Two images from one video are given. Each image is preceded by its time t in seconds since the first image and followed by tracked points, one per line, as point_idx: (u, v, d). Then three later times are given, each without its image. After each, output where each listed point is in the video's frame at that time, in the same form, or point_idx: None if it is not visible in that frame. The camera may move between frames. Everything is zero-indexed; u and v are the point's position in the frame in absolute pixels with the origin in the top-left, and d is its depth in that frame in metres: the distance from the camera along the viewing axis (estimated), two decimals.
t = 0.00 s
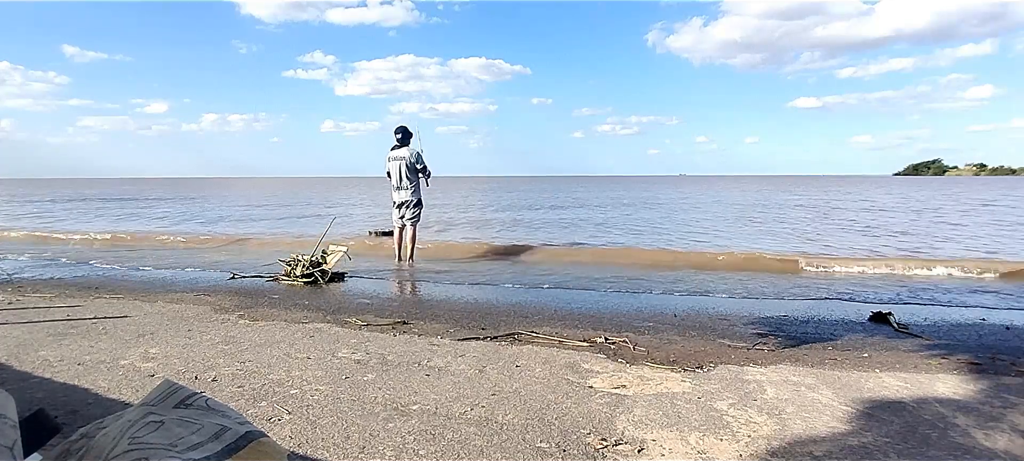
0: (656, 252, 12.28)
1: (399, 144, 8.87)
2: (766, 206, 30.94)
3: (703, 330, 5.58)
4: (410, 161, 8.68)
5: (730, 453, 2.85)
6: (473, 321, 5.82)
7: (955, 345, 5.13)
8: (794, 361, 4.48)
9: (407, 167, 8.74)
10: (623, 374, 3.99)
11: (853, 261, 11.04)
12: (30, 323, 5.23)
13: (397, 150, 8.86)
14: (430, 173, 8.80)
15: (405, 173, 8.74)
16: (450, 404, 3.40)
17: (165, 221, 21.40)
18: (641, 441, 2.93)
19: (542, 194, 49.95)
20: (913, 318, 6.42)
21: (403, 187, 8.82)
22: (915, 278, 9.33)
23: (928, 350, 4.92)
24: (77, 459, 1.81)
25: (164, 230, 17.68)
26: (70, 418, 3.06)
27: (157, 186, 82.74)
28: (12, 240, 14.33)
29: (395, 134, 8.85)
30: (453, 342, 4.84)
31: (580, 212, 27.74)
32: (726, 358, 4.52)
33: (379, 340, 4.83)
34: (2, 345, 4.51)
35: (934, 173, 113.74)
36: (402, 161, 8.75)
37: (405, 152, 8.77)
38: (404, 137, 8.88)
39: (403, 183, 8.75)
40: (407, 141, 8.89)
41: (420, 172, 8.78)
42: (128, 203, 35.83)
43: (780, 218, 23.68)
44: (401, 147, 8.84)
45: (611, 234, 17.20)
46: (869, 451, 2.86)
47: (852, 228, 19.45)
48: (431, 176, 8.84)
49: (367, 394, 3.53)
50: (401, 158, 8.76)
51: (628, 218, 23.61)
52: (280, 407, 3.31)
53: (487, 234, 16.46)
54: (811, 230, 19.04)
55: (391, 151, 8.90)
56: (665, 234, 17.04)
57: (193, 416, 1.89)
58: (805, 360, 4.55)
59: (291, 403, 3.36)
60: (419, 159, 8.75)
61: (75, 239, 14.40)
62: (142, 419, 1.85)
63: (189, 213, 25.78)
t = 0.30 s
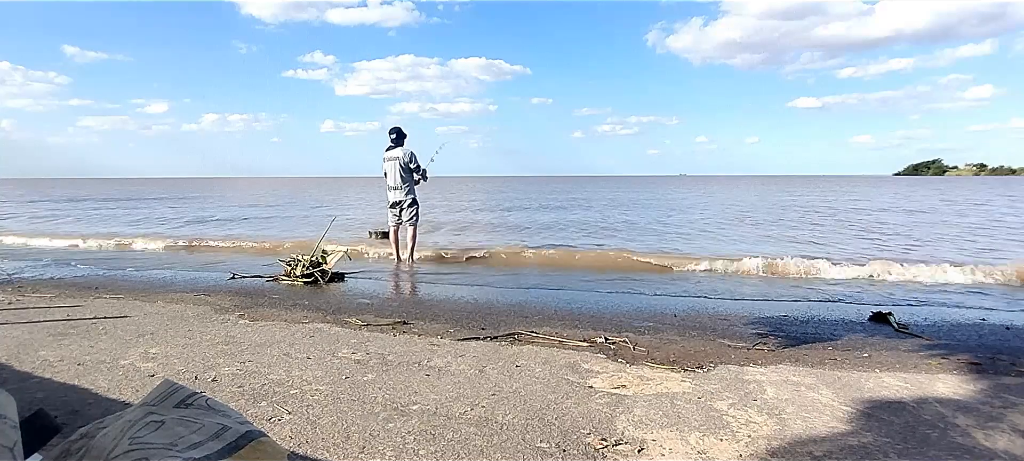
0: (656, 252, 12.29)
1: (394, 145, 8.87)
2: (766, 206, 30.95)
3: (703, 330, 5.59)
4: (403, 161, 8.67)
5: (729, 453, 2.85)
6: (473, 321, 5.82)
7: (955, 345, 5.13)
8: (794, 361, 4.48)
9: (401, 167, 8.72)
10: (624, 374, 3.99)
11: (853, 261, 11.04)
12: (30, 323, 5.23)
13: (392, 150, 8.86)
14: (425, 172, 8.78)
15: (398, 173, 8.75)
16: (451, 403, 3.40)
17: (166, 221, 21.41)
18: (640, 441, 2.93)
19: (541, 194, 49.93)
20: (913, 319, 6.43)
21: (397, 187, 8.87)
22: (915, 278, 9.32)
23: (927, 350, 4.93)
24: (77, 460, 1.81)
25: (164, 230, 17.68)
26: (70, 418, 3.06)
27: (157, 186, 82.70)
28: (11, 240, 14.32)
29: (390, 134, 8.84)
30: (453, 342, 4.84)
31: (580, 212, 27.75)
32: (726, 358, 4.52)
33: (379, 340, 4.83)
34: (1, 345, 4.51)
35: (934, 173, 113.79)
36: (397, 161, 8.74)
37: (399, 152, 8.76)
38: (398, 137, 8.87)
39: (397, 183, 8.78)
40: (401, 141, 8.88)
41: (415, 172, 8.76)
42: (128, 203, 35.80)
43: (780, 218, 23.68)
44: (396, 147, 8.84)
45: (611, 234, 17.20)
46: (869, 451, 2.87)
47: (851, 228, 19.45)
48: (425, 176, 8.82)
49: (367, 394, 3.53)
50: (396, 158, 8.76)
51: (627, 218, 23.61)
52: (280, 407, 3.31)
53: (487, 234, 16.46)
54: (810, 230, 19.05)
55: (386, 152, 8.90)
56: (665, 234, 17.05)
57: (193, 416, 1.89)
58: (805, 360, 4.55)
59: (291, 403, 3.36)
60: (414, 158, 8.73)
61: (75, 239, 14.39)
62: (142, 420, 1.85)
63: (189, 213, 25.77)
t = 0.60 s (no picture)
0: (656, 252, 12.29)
1: (389, 145, 8.86)
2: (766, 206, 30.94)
3: (703, 330, 5.58)
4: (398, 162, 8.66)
5: (730, 453, 2.85)
6: (473, 321, 5.82)
7: (954, 345, 5.13)
8: (794, 361, 4.48)
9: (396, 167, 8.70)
10: (624, 374, 3.99)
11: (853, 261, 11.03)
12: (30, 323, 5.23)
13: (388, 151, 8.86)
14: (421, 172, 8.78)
15: (393, 173, 8.75)
16: (451, 404, 3.40)
17: (165, 221, 21.39)
18: (640, 441, 2.93)
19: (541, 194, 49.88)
20: (913, 319, 6.43)
21: (392, 187, 8.89)
22: (915, 278, 9.32)
23: (927, 350, 4.93)
24: (77, 460, 1.81)
25: (163, 230, 17.65)
26: (70, 418, 3.06)
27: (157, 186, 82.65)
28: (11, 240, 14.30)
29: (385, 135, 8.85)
30: (453, 342, 4.84)
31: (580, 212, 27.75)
32: (726, 358, 4.52)
33: (378, 340, 4.83)
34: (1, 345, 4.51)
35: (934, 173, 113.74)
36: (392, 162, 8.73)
37: (394, 152, 8.74)
38: (394, 138, 8.87)
39: (392, 183, 8.79)
40: (397, 142, 8.88)
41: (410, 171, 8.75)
42: (128, 203, 35.77)
43: (780, 218, 23.67)
44: (392, 147, 8.84)
45: (611, 234, 17.20)
46: (869, 451, 2.87)
47: (851, 228, 19.44)
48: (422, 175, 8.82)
49: (367, 394, 3.53)
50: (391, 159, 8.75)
51: (627, 218, 23.61)
52: (280, 407, 3.31)
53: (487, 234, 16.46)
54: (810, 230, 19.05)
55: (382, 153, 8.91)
56: (665, 234, 17.05)
57: (193, 416, 1.89)
58: (805, 360, 4.55)
59: (291, 403, 3.36)
60: (409, 158, 8.72)
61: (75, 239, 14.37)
62: (142, 419, 1.85)
63: (190, 213, 25.75)
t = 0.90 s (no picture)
0: (656, 252, 12.28)
1: (389, 146, 8.87)
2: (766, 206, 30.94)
3: (703, 330, 5.58)
4: (398, 162, 8.66)
5: (729, 453, 2.85)
6: (473, 321, 5.82)
7: (954, 345, 5.13)
8: (794, 361, 4.48)
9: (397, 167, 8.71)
10: (624, 374, 3.99)
11: (853, 261, 11.03)
12: (30, 323, 5.23)
13: (387, 152, 8.86)
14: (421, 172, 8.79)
15: (392, 173, 8.76)
16: (451, 404, 3.40)
17: (166, 221, 21.38)
18: (640, 441, 2.93)
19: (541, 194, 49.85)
20: (913, 319, 6.43)
21: (392, 187, 8.89)
22: (916, 278, 9.32)
23: (927, 350, 4.93)
24: (77, 460, 1.81)
25: (163, 230, 17.64)
26: (70, 418, 3.06)
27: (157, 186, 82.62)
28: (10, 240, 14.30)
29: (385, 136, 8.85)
30: (453, 342, 4.84)
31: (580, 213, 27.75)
32: (726, 358, 4.52)
33: (379, 340, 4.83)
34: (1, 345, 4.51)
35: (934, 173, 113.73)
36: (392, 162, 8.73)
37: (394, 152, 8.75)
38: (394, 138, 8.88)
39: (392, 183, 8.80)
40: (397, 142, 8.89)
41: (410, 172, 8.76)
42: (128, 203, 35.78)
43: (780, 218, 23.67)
44: (392, 148, 8.85)
45: (611, 234, 17.20)
46: (869, 451, 2.86)
47: (852, 228, 19.43)
48: (422, 175, 8.82)
49: (367, 394, 3.53)
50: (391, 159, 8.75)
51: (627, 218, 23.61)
52: (280, 407, 3.31)
53: (488, 234, 16.46)
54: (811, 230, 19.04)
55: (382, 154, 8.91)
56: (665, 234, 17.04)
57: (192, 416, 1.89)
58: (805, 360, 4.55)
59: (291, 403, 3.36)
60: (409, 158, 8.73)
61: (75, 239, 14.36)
62: (142, 420, 1.85)
63: (190, 213, 25.73)
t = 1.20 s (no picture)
0: (656, 252, 12.28)
1: (392, 147, 8.87)
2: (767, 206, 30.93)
3: (703, 330, 5.58)
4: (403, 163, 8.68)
5: (729, 453, 2.85)
6: (473, 321, 5.82)
7: (955, 344, 5.13)
8: (794, 361, 4.48)
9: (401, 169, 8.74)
10: (624, 374, 3.99)
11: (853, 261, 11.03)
12: (30, 323, 5.22)
13: (391, 153, 8.87)
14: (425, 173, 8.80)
15: (396, 174, 8.78)
16: (451, 403, 3.40)
17: (166, 221, 21.39)
18: (640, 441, 2.93)
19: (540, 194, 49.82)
20: (913, 319, 6.43)
21: (396, 188, 8.89)
22: (916, 278, 9.31)
23: (927, 350, 4.92)
24: (77, 460, 1.81)
25: (163, 230, 17.63)
26: (70, 418, 3.06)
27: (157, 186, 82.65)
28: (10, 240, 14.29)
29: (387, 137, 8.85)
30: (453, 342, 4.84)
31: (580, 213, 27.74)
32: (726, 358, 4.52)
33: (379, 340, 4.83)
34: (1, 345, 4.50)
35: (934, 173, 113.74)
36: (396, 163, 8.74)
37: (398, 154, 8.75)
38: (396, 139, 8.88)
39: (396, 184, 8.80)
40: (399, 144, 8.90)
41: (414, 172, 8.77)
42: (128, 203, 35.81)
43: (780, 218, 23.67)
44: (395, 149, 8.86)
45: (611, 234, 17.20)
46: (869, 451, 2.86)
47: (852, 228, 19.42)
48: (426, 176, 8.83)
49: (367, 394, 3.52)
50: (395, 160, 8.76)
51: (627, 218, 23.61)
52: (280, 407, 3.31)
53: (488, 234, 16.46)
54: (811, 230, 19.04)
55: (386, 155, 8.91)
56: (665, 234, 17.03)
57: (192, 416, 1.89)
58: (805, 360, 4.55)
59: (291, 403, 3.36)
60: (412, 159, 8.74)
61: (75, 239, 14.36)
62: (142, 420, 1.85)
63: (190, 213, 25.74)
